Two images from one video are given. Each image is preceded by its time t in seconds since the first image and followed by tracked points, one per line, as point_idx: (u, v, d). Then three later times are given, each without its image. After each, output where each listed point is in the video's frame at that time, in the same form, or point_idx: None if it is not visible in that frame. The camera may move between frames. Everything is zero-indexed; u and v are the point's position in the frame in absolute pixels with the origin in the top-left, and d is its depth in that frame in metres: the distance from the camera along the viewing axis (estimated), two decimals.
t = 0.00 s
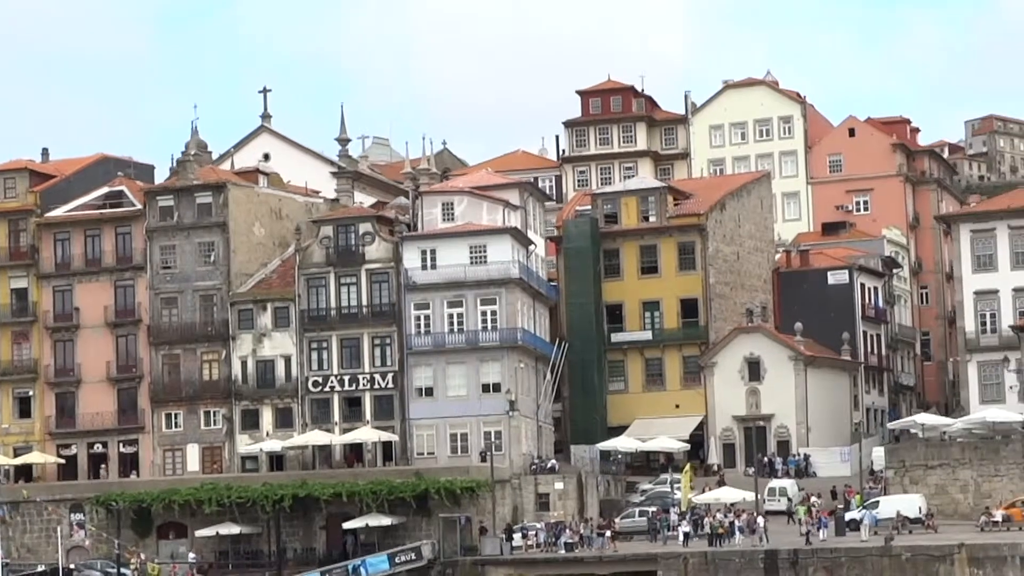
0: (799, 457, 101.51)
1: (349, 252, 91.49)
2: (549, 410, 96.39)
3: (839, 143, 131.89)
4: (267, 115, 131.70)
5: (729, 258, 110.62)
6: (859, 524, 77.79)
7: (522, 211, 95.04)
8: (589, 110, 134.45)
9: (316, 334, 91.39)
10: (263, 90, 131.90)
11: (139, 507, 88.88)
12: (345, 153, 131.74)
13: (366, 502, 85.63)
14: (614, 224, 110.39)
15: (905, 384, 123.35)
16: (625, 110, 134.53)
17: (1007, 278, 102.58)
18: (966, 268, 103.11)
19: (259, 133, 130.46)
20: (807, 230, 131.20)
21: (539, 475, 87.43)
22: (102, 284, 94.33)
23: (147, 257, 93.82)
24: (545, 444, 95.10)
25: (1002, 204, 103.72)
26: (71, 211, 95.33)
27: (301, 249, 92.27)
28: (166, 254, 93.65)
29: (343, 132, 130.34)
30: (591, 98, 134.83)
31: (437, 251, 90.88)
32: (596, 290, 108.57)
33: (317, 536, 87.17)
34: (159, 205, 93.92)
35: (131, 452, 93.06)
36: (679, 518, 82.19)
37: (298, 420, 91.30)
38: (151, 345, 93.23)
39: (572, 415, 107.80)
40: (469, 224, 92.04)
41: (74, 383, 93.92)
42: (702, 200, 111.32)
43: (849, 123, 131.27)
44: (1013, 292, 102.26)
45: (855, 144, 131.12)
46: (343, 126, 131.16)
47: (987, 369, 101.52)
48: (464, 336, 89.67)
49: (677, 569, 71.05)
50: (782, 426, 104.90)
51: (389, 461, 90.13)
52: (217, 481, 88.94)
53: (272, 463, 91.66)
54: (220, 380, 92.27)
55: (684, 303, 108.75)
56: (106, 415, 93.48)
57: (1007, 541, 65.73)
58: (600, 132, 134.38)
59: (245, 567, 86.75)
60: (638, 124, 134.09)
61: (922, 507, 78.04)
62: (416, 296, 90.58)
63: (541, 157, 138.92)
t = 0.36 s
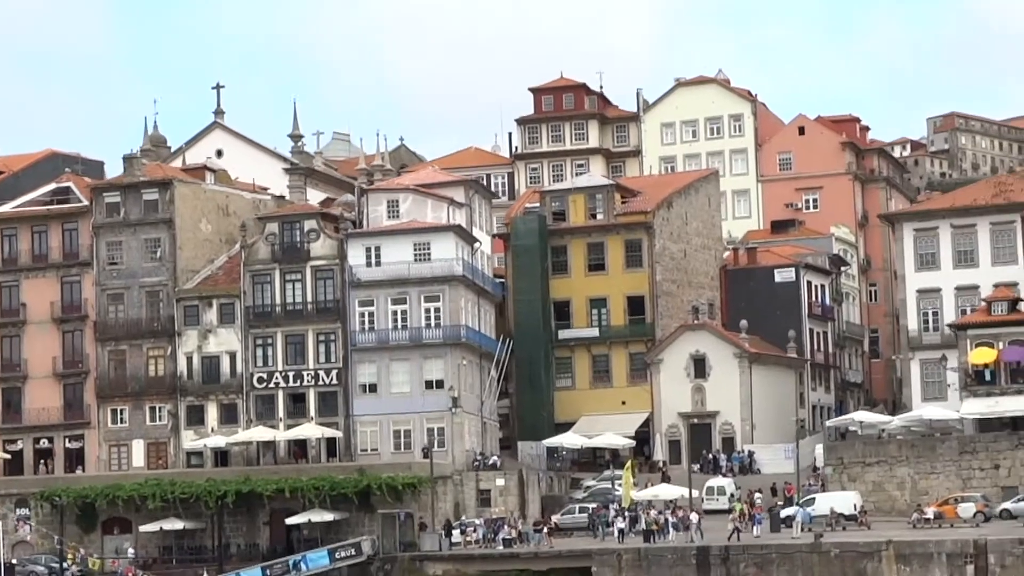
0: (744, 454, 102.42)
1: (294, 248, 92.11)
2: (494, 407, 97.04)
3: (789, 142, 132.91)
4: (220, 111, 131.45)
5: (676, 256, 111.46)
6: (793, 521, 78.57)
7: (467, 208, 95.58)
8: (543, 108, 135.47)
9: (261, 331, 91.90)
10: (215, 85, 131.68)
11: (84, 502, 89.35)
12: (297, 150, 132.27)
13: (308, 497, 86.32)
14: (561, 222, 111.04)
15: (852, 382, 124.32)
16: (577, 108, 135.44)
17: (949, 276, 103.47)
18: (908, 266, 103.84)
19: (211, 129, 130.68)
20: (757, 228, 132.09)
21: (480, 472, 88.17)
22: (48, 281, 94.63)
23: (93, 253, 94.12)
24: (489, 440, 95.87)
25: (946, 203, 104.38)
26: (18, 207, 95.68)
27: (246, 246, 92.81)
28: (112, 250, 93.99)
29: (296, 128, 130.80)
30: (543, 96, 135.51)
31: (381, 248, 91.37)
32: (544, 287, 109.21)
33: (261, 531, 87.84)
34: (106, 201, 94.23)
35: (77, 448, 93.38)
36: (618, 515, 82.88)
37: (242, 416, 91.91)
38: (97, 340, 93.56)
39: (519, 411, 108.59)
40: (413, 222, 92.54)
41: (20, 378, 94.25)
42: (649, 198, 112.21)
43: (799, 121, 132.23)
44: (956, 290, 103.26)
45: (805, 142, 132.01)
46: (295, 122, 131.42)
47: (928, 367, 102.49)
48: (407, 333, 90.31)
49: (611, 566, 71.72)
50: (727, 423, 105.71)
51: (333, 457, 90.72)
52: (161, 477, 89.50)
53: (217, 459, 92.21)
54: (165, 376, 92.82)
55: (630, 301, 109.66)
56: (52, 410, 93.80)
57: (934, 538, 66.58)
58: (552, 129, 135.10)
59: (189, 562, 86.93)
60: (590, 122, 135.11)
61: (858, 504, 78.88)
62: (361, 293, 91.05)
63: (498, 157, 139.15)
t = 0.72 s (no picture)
0: (693, 448, 103.09)
1: (243, 243, 92.63)
2: (443, 402, 97.62)
3: (743, 138, 133.36)
4: (178, 105, 131.46)
5: (628, 251, 112.11)
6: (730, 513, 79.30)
7: (416, 203, 96.50)
8: (499, 104, 136.25)
9: (210, 325, 92.37)
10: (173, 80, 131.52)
11: (33, 495, 89.75)
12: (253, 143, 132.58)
13: (255, 490, 86.77)
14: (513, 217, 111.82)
15: (805, 376, 125.06)
16: (534, 104, 136.30)
17: (897, 272, 104.26)
18: (856, 262, 104.56)
19: (169, 124, 130.28)
20: (712, 223, 132.64)
21: (427, 465, 88.77)
22: None
23: (43, 246, 94.56)
24: (438, 434, 96.45)
25: (894, 199, 105.16)
26: None
27: (196, 240, 93.26)
28: (63, 244, 94.38)
29: (252, 122, 131.09)
30: (500, 91, 136.23)
31: (330, 244, 91.97)
32: (495, 282, 109.91)
33: (209, 524, 88.23)
34: (56, 195, 94.64)
35: (27, 440, 93.77)
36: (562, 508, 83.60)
37: (191, 409, 92.30)
38: (47, 333, 93.94)
39: (472, 405, 109.31)
40: (363, 217, 93.09)
41: None
42: (601, 193, 112.95)
43: (753, 118, 132.65)
44: (903, 286, 104.00)
45: (758, 139, 132.44)
46: (252, 117, 131.64)
47: (875, 361, 103.19)
48: (355, 327, 90.88)
49: (550, 560, 71.88)
50: (677, 417, 106.44)
51: (281, 450, 91.22)
52: (110, 469, 89.81)
53: (167, 452, 92.43)
54: (115, 369, 93.16)
55: (582, 295, 110.33)
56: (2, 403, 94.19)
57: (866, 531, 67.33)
58: (508, 125, 135.97)
59: (137, 554, 87.41)
60: (546, 117, 135.76)
61: (798, 497, 79.73)
62: (309, 287, 91.65)
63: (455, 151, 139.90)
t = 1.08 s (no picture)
0: (647, 441, 103.89)
1: (197, 237, 93.05)
2: (397, 395, 98.35)
3: (702, 133, 134.07)
4: (139, 99, 131.67)
5: (584, 246, 112.88)
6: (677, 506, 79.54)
7: (370, 198, 96.85)
8: (460, 97, 136.63)
9: (163, 318, 92.83)
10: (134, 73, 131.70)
11: None
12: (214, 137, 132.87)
13: (206, 483, 87.21)
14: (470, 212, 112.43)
15: (762, 370, 125.96)
16: (495, 98, 136.51)
17: (849, 268, 105.14)
18: (809, 258, 105.33)
19: (129, 117, 130.61)
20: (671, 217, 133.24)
21: (377, 458, 89.37)
22: None
23: None
24: (391, 428, 97.08)
25: (846, 195, 105.93)
26: None
27: (150, 235, 93.76)
28: (17, 238, 94.69)
29: (213, 115, 131.37)
30: (461, 86, 136.51)
31: (283, 238, 92.58)
32: (451, 275, 110.31)
33: (161, 517, 88.66)
34: (10, 188, 95.09)
35: None
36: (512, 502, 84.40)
37: (145, 402, 92.88)
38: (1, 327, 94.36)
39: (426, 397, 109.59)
40: (317, 212, 93.44)
41: None
42: (557, 188, 113.54)
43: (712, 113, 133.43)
44: (855, 281, 104.86)
45: (717, 134, 133.20)
46: (212, 111, 131.91)
47: (826, 357, 103.12)
48: (308, 322, 91.35)
49: (494, 553, 72.19)
50: (632, 411, 107.16)
51: (234, 443, 91.65)
52: (63, 462, 90.20)
53: (120, 445, 92.94)
54: (69, 362, 93.63)
55: (537, 289, 110.89)
56: None
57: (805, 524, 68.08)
58: (469, 119, 136.32)
59: (89, 547, 87.89)
60: (507, 112, 136.23)
61: (743, 492, 80.57)
62: (262, 281, 92.18)
63: (416, 145, 140.69)
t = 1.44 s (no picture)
0: (607, 438, 104.56)
1: (157, 235, 93.39)
2: (357, 392, 98.93)
3: (668, 131, 134.55)
4: (106, 96, 131.84)
5: (547, 244, 113.47)
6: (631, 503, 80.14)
7: (331, 196, 97.32)
8: (428, 96, 137.15)
9: (123, 316, 93.28)
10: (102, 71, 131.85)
11: None
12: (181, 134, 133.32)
13: (164, 479, 87.72)
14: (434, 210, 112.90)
15: (725, 367, 126.67)
16: (463, 96, 137.14)
17: (808, 266, 105.76)
18: (769, 256, 105.97)
19: (98, 114, 130.32)
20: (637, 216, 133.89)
21: (335, 455, 89.50)
22: None
23: None
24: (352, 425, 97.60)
25: (805, 194, 106.54)
26: None
27: (110, 233, 94.08)
28: None
29: (180, 113, 131.67)
30: (429, 83, 137.07)
31: (243, 236, 93.06)
32: (414, 273, 110.96)
33: (120, 513, 89.13)
34: None
35: None
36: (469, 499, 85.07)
37: (104, 399, 93.37)
38: None
39: (390, 396, 110.47)
40: (277, 210, 93.86)
41: None
42: (520, 186, 114.07)
43: (678, 111, 133.84)
44: (814, 279, 105.55)
45: (683, 133, 133.78)
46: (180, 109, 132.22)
47: (784, 353, 104.05)
48: (267, 319, 91.89)
49: (446, 548, 72.86)
50: (593, 408, 107.82)
51: (193, 440, 92.34)
52: (23, 460, 90.79)
53: (80, 442, 93.47)
54: (29, 359, 94.08)
55: (500, 287, 111.42)
56: None
57: (750, 521, 68.89)
58: (437, 117, 136.77)
59: (48, 543, 88.41)
60: (474, 109, 136.86)
61: (696, 488, 81.15)
62: (222, 279, 92.63)
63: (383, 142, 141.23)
